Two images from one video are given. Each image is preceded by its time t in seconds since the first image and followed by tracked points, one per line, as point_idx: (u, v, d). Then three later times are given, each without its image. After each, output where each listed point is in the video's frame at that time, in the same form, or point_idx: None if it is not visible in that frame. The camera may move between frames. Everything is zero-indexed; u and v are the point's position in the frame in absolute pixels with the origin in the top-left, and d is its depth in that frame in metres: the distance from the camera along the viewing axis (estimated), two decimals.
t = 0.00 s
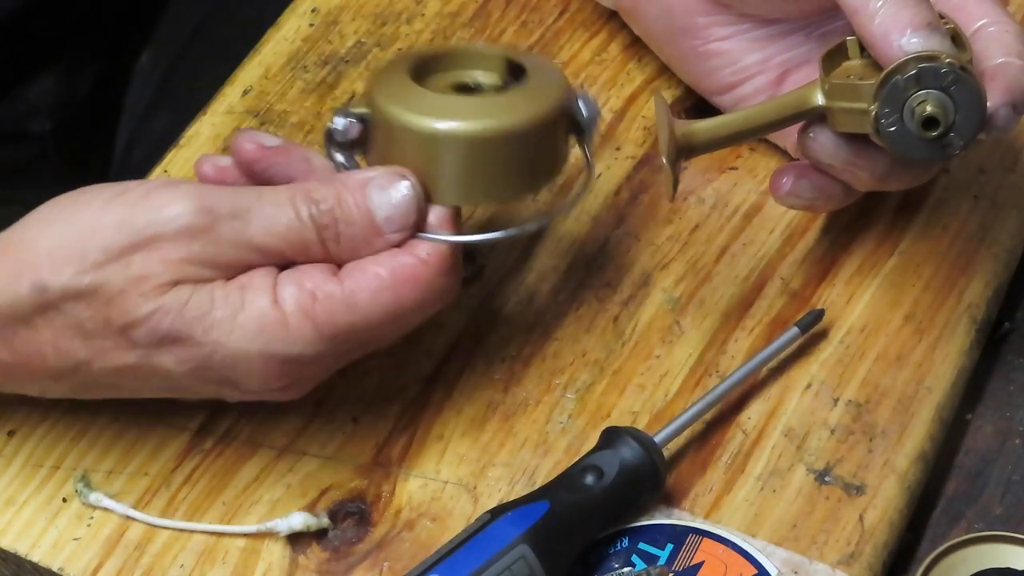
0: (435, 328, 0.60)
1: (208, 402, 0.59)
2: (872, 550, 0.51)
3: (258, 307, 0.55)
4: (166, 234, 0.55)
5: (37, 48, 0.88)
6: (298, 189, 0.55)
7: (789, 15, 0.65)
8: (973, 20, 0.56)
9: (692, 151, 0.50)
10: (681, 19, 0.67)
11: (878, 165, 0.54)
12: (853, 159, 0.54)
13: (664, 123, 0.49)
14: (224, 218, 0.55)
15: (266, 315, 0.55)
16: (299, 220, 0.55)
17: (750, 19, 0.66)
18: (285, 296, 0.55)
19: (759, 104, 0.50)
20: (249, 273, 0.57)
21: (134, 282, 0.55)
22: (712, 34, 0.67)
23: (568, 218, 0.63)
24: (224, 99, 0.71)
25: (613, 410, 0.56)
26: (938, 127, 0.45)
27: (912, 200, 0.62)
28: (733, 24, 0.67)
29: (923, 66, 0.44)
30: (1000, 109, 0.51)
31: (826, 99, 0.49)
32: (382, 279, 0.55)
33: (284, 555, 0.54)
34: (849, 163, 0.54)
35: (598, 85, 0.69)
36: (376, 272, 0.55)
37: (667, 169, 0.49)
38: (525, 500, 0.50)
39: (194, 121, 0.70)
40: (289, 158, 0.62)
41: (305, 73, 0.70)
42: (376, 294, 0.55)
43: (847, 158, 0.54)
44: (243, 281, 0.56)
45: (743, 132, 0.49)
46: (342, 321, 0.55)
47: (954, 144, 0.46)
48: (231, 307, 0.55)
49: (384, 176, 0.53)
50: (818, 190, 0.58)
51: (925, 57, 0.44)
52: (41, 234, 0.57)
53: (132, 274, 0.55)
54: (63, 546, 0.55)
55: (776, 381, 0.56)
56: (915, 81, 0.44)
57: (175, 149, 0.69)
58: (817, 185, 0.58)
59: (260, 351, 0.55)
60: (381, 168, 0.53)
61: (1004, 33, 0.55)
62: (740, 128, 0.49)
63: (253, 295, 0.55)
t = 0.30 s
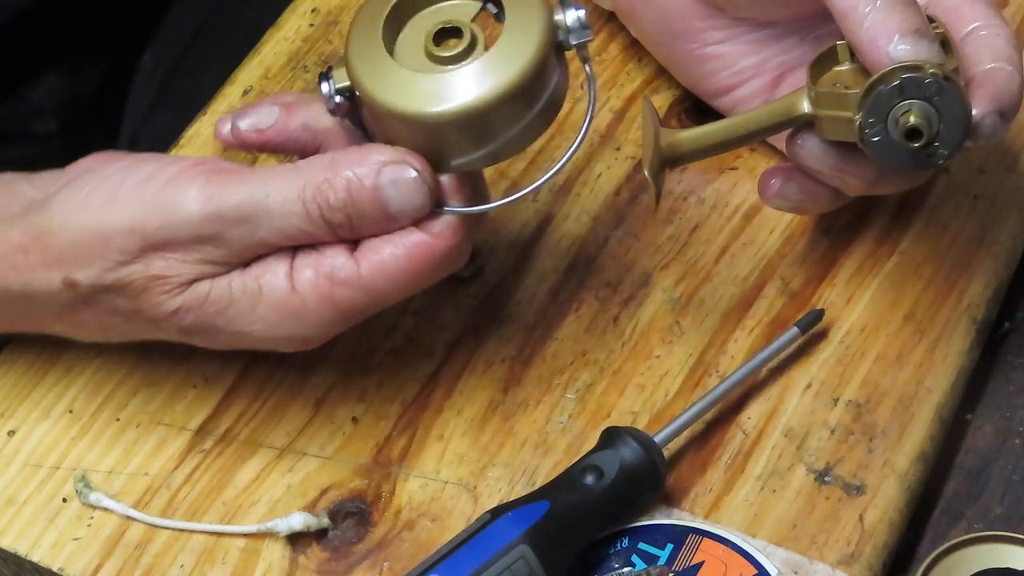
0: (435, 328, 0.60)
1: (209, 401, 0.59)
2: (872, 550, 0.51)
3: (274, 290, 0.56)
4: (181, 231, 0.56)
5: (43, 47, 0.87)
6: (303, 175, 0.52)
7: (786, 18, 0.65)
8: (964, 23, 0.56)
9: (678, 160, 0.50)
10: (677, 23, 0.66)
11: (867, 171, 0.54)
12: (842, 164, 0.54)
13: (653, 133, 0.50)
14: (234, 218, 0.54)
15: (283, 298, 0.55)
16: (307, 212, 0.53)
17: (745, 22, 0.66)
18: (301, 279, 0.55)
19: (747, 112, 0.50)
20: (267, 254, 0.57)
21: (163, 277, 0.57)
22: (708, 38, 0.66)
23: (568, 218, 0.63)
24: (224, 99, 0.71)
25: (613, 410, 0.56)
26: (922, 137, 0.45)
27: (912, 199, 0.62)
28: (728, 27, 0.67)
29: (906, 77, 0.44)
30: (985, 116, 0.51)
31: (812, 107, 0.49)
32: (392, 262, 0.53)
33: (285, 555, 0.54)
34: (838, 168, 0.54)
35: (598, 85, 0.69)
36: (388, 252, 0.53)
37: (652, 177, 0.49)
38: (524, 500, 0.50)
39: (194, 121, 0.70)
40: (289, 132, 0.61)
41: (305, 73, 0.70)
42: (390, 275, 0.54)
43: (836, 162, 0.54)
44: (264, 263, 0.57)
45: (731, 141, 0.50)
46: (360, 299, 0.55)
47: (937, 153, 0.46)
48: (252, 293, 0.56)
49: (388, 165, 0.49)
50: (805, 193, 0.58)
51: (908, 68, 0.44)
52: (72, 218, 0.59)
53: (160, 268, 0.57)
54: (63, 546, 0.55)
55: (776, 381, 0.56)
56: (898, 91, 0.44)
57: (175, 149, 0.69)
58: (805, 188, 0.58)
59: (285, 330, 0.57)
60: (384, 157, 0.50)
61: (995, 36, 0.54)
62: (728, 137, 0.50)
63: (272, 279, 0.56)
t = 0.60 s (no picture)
0: (435, 327, 0.60)
1: (209, 400, 0.59)
2: (872, 550, 0.51)
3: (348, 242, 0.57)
4: (253, 202, 0.56)
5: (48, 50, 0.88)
6: (365, 147, 0.52)
7: (787, 15, 0.64)
8: (964, 19, 0.56)
9: (678, 153, 0.49)
10: (677, 20, 0.67)
11: (869, 166, 0.54)
12: (843, 159, 0.54)
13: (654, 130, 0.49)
14: (303, 195, 0.54)
15: (360, 249, 0.57)
16: (373, 186, 0.53)
17: (746, 18, 0.66)
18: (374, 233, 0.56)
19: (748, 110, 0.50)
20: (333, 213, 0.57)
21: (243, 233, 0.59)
22: (708, 36, 0.66)
23: (568, 218, 0.63)
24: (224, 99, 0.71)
25: (613, 409, 0.56)
26: (924, 130, 0.45)
27: (912, 199, 0.62)
28: (729, 23, 0.66)
29: (907, 69, 0.44)
30: (986, 110, 0.50)
31: (813, 101, 0.49)
32: (461, 214, 0.54)
33: (285, 555, 0.54)
34: (839, 164, 0.54)
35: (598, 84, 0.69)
36: (456, 203, 0.54)
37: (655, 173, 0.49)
38: (525, 500, 0.50)
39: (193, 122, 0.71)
40: (340, 88, 0.57)
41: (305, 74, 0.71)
42: (460, 225, 0.55)
43: (836, 158, 0.54)
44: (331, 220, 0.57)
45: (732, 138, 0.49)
46: (434, 244, 0.56)
47: (939, 146, 0.45)
48: (328, 245, 0.58)
49: (450, 138, 0.50)
50: (808, 190, 0.58)
51: (911, 60, 0.44)
52: (145, 173, 0.60)
53: (240, 227, 0.59)
54: (63, 546, 0.55)
55: (776, 381, 0.56)
56: (900, 83, 0.44)
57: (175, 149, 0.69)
58: (806, 185, 0.58)
59: (365, 272, 0.59)
60: (445, 130, 0.50)
61: (996, 33, 0.54)
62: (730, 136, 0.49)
63: (345, 233, 0.57)
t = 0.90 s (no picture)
0: (435, 328, 0.60)
1: (209, 400, 0.59)
2: (872, 550, 0.51)
3: (382, 228, 0.56)
4: (287, 191, 0.55)
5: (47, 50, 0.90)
6: (398, 133, 0.50)
7: (789, 16, 0.64)
8: (965, 21, 0.56)
9: (680, 152, 0.50)
10: (678, 20, 0.67)
11: (869, 167, 0.54)
12: (843, 160, 0.54)
13: (654, 129, 0.49)
14: (335, 183, 0.53)
15: (394, 236, 0.56)
16: (405, 173, 0.51)
17: (748, 19, 0.65)
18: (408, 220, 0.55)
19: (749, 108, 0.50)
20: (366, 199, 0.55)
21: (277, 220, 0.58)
22: (710, 36, 0.66)
23: (568, 218, 0.63)
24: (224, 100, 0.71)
25: (613, 410, 0.56)
26: (925, 130, 0.44)
27: (912, 199, 0.62)
28: (731, 23, 0.66)
29: (908, 69, 0.43)
30: (988, 111, 0.50)
31: (813, 101, 0.49)
32: (496, 200, 0.52)
33: (285, 555, 0.54)
34: (839, 164, 0.54)
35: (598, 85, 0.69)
36: (490, 190, 0.52)
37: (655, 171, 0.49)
38: (524, 500, 0.50)
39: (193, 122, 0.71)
40: (374, 70, 0.56)
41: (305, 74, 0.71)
42: (495, 211, 0.53)
43: (837, 158, 0.54)
44: (364, 207, 0.55)
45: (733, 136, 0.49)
46: (469, 230, 0.55)
47: (941, 146, 0.45)
48: (362, 232, 0.56)
49: (483, 126, 0.47)
50: (809, 191, 0.58)
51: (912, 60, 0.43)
52: (180, 158, 0.59)
53: (273, 214, 0.58)
54: (63, 546, 0.55)
55: (776, 381, 0.56)
56: (900, 84, 0.44)
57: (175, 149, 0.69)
58: (808, 186, 0.58)
59: (399, 258, 0.57)
60: (478, 116, 0.47)
61: (996, 34, 0.54)
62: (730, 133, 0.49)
63: (378, 220, 0.55)
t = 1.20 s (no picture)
0: (435, 328, 0.60)
1: (209, 401, 0.59)
2: (872, 550, 0.51)
3: (354, 247, 0.55)
4: (258, 209, 0.54)
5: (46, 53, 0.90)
6: (370, 151, 0.50)
7: (789, 16, 0.64)
8: (964, 21, 0.56)
9: (677, 151, 0.50)
10: (679, 21, 0.67)
11: (867, 168, 0.54)
12: (842, 160, 0.54)
13: (652, 128, 0.50)
14: (306, 201, 0.53)
15: (365, 255, 0.55)
16: (376, 191, 0.51)
17: (748, 19, 0.66)
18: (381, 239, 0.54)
19: (745, 107, 0.50)
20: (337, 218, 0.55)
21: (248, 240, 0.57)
22: (710, 36, 0.66)
23: (568, 218, 0.63)
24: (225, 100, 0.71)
25: (613, 410, 0.56)
26: (922, 131, 0.44)
27: (912, 199, 0.62)
28: (731, 24, 0.66)
29: (906, 69, 0.44)
30: (985, 112, 0.50)
31: (811, 101, 0.50)
32: (467, 220, 0.52)
33: (285, 555, 0.54)
34: (838, 164, 0.54)
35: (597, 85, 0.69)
36: (462, 210, 0.52)
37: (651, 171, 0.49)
38: (524, 500, 0.50)
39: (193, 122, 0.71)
40: (349, 88, 0.55)
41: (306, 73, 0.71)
42: (466, 231, 0.53)
43: (836, 158, 0.54)
44: (335, 226, 0.55)
45: (730, 135, 0.50)
46: (440, 251, 0.55)
47: (937, 147, 0.45)
48: (333, 251, 0.56)
49: (454, 143, 0.47)
50: (808, 192, 0.58)
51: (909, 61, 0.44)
52: (151, 176, 0.58)
53: (244, 234, 0.57)
54: (63, 546, 0.55)
55: (776, 381, 0.56)
56: (898, 84, 0.44)
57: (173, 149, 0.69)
58: (806, 187, 0.58)
59: (371, 279, 0.57)
60: (449, 134, 0.47)
61: (995, 35, 0.54)
62: (726, 133, 0.50)
63: (349, 239, 0.55)
